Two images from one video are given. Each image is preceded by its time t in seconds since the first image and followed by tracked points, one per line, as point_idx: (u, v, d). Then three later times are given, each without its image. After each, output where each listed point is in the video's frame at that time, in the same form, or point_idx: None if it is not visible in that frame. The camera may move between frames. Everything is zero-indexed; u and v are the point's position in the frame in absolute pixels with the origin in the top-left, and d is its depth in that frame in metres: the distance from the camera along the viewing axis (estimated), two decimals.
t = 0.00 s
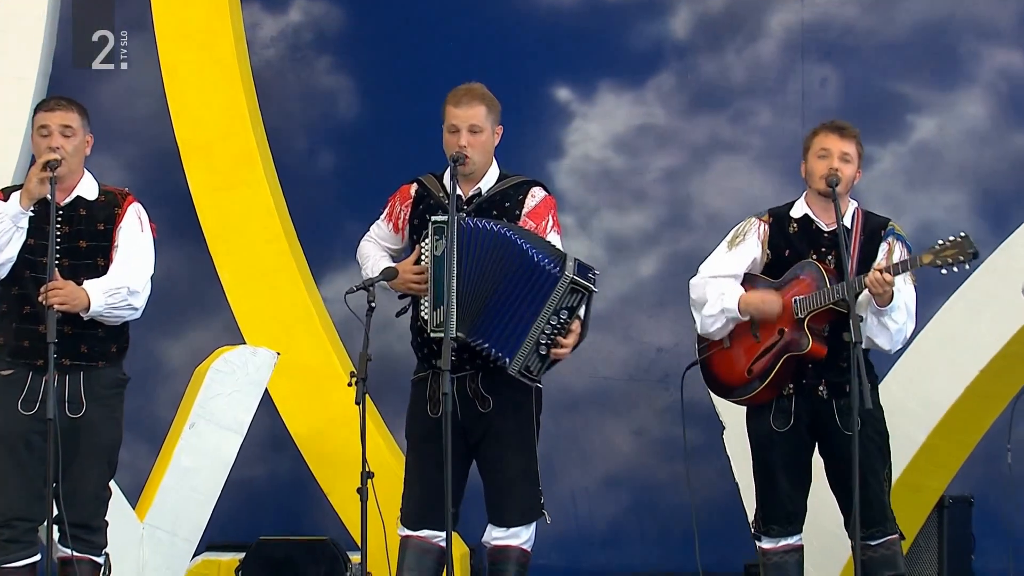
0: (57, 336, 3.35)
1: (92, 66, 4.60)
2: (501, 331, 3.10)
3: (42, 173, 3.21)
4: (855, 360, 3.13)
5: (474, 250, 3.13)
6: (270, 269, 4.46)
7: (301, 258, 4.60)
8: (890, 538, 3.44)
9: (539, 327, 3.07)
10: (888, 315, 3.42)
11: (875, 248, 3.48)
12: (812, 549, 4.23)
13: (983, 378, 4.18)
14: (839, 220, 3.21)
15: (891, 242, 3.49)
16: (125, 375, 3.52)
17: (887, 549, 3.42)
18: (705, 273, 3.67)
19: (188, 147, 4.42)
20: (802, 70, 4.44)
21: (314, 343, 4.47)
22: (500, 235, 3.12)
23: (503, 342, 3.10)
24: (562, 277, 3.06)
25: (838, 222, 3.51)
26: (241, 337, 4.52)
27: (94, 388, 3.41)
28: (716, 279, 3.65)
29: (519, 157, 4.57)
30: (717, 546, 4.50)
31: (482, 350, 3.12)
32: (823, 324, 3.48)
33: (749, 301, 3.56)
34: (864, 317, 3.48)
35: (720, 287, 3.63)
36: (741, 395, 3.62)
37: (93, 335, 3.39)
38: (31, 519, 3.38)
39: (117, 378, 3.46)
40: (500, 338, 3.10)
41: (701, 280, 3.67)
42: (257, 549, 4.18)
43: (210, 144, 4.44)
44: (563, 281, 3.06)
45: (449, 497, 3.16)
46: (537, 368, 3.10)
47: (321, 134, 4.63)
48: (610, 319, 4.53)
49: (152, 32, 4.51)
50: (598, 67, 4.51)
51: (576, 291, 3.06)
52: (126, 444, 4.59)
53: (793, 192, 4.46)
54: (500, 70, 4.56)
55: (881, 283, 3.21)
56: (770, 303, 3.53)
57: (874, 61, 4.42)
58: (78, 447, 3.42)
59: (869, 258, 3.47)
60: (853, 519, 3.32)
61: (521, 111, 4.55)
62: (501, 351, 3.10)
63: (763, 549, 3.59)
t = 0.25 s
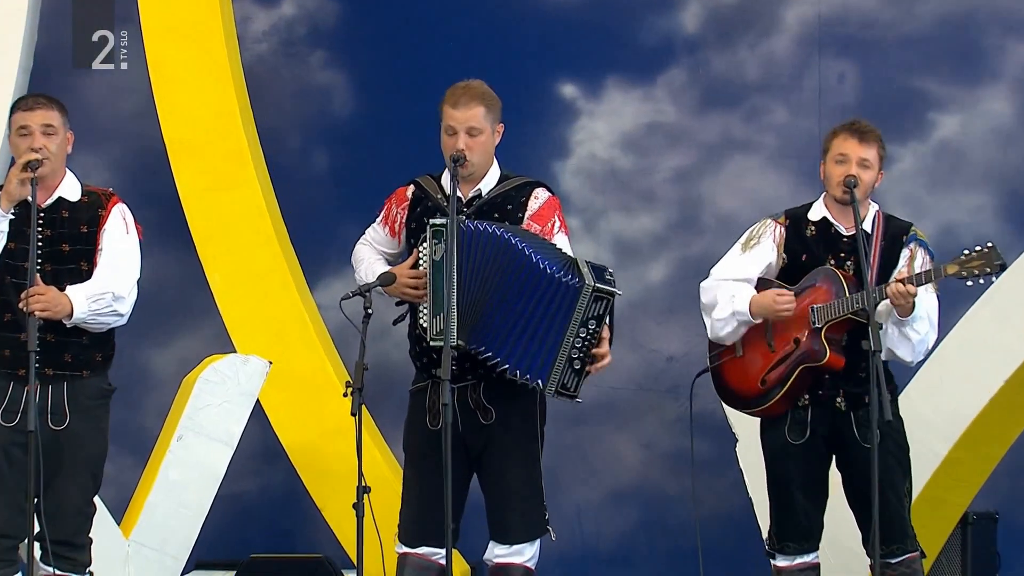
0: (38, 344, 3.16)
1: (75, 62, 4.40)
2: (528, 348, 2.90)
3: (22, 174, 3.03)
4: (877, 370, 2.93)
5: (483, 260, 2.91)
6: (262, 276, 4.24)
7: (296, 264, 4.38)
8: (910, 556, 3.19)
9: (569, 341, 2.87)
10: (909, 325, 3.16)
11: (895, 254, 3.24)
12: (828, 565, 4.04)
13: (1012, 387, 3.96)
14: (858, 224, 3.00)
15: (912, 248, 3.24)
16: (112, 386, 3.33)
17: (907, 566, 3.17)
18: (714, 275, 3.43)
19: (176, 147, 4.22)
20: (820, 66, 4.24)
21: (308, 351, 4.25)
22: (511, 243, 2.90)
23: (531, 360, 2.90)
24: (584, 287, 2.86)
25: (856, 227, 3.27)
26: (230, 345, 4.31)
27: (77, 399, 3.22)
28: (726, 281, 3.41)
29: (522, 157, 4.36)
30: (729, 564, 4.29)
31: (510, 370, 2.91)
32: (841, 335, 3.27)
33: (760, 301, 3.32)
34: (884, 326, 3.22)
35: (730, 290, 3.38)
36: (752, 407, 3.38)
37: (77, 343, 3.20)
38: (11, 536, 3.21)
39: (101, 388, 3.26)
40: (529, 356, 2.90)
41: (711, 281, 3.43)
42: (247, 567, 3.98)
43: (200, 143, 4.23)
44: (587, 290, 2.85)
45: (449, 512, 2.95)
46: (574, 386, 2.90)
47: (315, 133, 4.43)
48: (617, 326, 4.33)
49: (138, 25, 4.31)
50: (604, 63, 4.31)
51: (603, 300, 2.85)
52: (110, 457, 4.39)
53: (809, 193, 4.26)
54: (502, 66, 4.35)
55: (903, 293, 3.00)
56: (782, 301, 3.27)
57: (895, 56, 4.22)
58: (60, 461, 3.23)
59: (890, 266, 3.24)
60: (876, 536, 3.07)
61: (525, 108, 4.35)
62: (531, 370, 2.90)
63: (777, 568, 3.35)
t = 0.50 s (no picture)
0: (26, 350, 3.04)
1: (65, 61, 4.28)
2: (536, 345, 2.79)
3: (9, 175, 2.96)
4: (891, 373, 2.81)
5: (476, 258, 2.78)
6: (257, 280, 4.12)
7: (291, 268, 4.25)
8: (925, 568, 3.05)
9: (573, 329, 2.76)
10: (929, 325, 3.00)
11: (915, 254, 3.11)
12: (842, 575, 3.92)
13: None
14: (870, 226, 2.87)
15: (933, 246, 3.10)
16: (102, 394, 3.19)
17: None
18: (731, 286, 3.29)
19: (169, 147, 4.10)
20: (831, 63, 4.11)
21: (303, 357, 4.12)
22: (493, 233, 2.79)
23: (540, 356, 2.80)
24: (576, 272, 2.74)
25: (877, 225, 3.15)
26: (224, 352, 4.18)
27: (67, 407, 3.08)
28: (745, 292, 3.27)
29: (525, 158, 4.24)
30: None
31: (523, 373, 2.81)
32: (860, 338, 3.13)
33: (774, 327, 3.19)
34: (904, 328, 3.06)
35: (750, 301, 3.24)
36: (770, 416, 3.24)
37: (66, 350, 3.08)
38: None
39: (92, 397, 3.13)
40: (538, 353, 2.79)
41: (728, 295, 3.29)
42: None
43: (193, 143, 4.11)
44: (579, 274, 2.73)
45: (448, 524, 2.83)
46: (590, 373, 2.80)
47: (311, 133, 4.30)
48: (623, 332, 4.20)
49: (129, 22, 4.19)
50: (609, 61, 4.19)
51: (597, 281, 2.74)
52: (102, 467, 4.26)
53: (820, 194, 4.13)
54: (504, 64, 4.23)
55: (919, 292, 2.89)
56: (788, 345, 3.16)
57: (908, 53, 4.09)
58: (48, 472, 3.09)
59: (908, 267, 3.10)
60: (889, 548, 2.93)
61: (527, 107, 4.23)
62: (544, 368, 2.80)
63: None
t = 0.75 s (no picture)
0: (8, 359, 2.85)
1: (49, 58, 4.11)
2: (545, 337, 2.64)
3: None
4: (911, 386, 2.64)
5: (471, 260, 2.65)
6: (249, 286, 3.94)
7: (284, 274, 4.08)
8: None
9: (577, 312, 2.61)
10: (957, 326, 2.79)
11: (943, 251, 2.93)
12: None
13: None
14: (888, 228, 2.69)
15: (961, 244, 2.90)
16: (90, 405, 3.01)
17: None
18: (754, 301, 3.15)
19: (157, 148, 3.92)
20: (847, 60, 3.94)
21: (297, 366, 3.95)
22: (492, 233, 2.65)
23: (551, 348, 2.64)
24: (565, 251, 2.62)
25: (902, 227, 2.97)
26: (214, 361, 4.00)
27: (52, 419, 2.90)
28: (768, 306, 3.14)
29: (528, 159, 4.06)
30: None
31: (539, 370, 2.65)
32: (889, 345, 2.95)
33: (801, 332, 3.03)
34: (933, 331, 2.84)
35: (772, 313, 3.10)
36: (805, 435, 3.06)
37: (52, 358, 2.91)
38: None
39: (78, 408, 2.96)
40: (548, 345, 2.64)
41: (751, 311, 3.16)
42: None
43: (182, 143, 3.93)
44: (569, 252, 2.61)
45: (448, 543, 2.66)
46: (606, 354, 2.62)
47: (305, 133, 4.13)
48: (630, 340, 4.03)
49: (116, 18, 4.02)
50: (615, 58, 4.02)
51: (587, 255, 2.61)
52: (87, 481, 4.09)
53: (836, 197, 3.96)
54: (506, 61, 4.06)
55: (942, 292, 2.68)
56: (818, 351, 2.99)
57: (928, 50, 3.92)
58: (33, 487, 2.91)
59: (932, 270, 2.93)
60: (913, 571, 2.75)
61: (531, 106, 4.06)
62: (558, 359, 2.64)
63: None
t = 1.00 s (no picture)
0: None
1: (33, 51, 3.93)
2: (550, 322, 2.44)
3: None
4: (935, 395, 2.45)
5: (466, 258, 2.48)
6: (241, 290, 3.75)
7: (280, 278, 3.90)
8: None
9: (575, 286, 2.43)
10: (991, 327, 2.54)
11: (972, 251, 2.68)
12: None
13: None
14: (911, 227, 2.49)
15: (991, 241, 2.65)
16: (77, 415, 2.70)
17: None
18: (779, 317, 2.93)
19: (145, 145, 3.74)
20: (869, 53, 3.76)
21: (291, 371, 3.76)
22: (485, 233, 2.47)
23: (557, 332, 2.43)
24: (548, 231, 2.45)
25: (927, 228, 2.71)
26: (205, 369, 3.82)
27: (39, 431, 2.63)
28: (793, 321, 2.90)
29: (534, 157, 3.88)
30: None
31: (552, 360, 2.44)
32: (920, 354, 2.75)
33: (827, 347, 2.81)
34: (966, 334, 2.59)
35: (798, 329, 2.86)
36: (836, 453, 2.83)
37: (38, 364, 2.63)
38: None
39: (67, 418, 2.69)
40: (554, 329, 2.44)
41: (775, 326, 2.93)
42: None
43: (170, 141, 3.75)
44: (549, 229, 2.44)
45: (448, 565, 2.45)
46: (615, 325, 2.42)
47: (300, 130, 3.95)
48: (641, 347, 3.84)
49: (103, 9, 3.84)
50: (625, 50, 3.84)
51: (568, 228, 2.44)
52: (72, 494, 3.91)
53: (856, 197, 3.77)
54: (510, 54, 3.88)
55: (970, 293, 2.48)
56: (851, 362, 2.80)
57: (953, 42, 3.73)
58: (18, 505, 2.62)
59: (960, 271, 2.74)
60: None
61: (537, 102, 3.87)
62: (568, 342, 2.43)
63: None
